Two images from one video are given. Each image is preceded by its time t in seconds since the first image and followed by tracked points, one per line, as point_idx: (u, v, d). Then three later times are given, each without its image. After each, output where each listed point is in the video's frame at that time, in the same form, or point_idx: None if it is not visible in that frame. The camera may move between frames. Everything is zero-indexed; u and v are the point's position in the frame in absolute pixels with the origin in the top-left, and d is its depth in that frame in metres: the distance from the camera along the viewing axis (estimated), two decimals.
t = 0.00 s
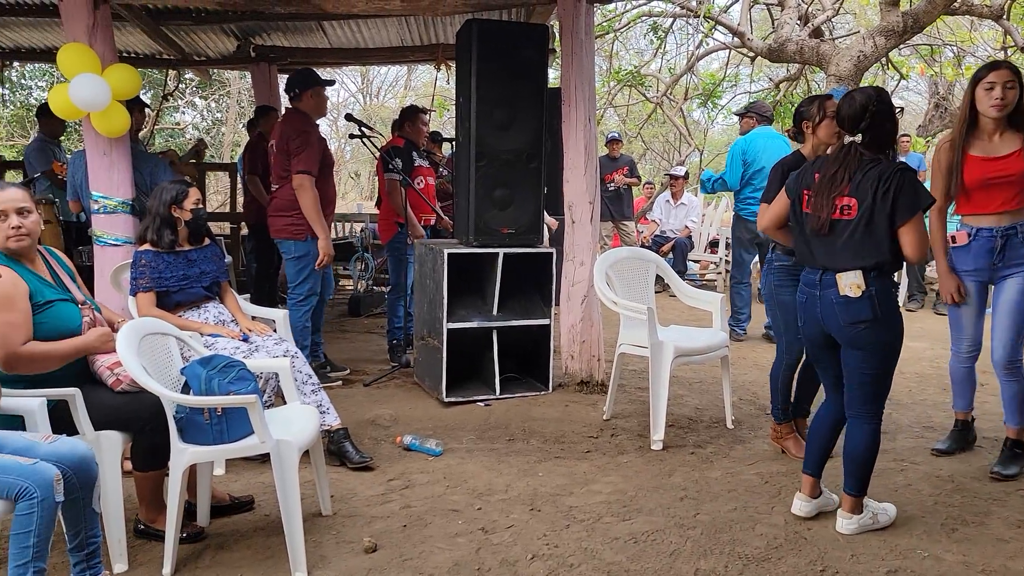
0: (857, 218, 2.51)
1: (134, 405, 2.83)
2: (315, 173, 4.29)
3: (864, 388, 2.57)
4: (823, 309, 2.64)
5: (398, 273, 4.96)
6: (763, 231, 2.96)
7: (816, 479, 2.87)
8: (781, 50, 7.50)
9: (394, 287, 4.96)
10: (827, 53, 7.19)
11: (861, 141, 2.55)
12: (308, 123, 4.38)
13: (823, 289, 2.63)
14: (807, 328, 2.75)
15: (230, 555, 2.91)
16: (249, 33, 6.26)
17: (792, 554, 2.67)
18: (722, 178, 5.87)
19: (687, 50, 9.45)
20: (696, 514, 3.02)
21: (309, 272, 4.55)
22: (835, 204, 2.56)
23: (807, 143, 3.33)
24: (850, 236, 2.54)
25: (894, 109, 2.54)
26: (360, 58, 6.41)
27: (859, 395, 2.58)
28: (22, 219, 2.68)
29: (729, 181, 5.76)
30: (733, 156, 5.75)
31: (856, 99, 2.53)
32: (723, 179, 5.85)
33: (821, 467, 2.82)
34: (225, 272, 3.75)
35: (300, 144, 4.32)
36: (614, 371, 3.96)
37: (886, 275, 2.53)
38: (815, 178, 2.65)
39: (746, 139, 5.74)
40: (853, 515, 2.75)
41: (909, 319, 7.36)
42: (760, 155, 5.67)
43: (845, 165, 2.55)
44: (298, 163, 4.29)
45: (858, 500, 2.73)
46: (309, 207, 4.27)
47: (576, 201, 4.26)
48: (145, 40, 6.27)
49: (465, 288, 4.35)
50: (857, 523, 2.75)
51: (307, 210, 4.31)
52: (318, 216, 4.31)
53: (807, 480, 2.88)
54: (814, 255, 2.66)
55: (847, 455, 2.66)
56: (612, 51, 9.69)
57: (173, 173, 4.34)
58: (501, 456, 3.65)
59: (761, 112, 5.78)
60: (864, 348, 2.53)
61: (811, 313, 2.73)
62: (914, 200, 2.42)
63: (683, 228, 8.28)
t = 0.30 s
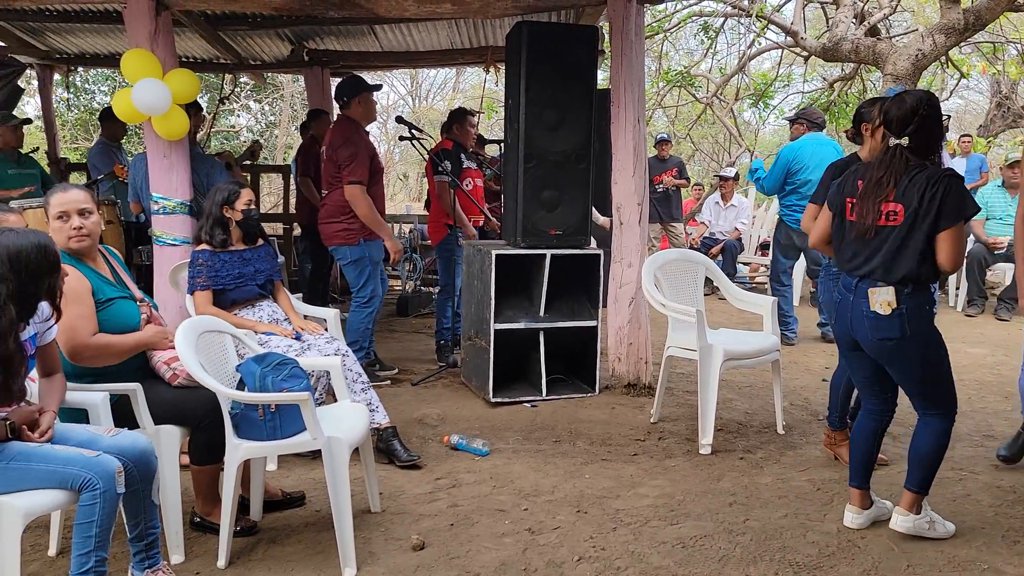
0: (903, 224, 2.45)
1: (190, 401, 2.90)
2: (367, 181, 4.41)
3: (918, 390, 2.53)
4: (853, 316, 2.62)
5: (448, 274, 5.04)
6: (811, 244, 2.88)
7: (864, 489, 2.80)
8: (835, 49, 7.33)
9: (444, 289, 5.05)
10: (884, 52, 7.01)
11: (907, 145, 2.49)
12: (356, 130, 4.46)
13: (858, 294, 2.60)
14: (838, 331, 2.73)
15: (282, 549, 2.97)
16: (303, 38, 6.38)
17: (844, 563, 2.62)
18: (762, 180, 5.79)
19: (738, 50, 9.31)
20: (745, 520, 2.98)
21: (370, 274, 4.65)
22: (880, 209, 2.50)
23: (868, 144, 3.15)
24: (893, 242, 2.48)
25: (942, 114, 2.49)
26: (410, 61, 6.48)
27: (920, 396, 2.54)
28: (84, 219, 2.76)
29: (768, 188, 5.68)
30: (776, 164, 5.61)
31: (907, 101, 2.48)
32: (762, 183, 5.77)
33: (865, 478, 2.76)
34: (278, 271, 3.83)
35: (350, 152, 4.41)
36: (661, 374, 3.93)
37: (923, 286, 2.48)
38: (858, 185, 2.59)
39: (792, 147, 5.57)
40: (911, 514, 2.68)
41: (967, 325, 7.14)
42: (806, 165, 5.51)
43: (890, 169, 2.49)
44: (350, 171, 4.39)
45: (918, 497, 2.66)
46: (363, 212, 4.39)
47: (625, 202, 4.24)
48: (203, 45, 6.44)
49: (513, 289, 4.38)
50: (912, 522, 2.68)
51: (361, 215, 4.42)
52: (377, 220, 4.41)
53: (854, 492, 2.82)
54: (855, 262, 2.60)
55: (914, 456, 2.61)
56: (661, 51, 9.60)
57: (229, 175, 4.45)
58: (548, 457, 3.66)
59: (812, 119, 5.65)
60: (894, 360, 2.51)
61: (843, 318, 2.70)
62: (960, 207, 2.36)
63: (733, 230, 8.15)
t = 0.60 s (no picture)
0: (971, 213, 2.40)
1: (236, 399, 2.95)
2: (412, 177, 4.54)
3: (960, 395, 2.48)
4: (915, 310, 2.54)
5: (485, 275, 5.07)
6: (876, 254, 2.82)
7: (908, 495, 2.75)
8: (883, 47, 7.17)
9: (482, 288, 5.09)
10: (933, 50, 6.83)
11: (958, 138, 2.45)
12: (393, 132, 4.53)
13: (922, 288, 2.52)
14: (890, 324, 2.65)
15: (323, 545, 3.01)
16: (346, 41, 6.46)
17: (890, 571, 2.57)
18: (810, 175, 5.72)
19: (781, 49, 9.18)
20: (788, 526, 2.94)
21: (399, 271, 4.67)
22: (941, 204, 2.45)
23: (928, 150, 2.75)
24: (962, 234, 2.43)
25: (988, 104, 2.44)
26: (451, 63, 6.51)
27: (956, 404, 2.49)
28: (127, 220, 2.82)
29: (818, 185, 5.62)
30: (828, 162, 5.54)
31: (950, 95, 2.43)
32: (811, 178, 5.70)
33: (909, 484, 2.71)
34: (321, 271, 3.89)
35: (390, 152, 4.51)
36: (701, 377, 3.89)
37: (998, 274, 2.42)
38: (913, 184, 2.55)
39: (846, 147, 5.51)
40: (951, 527, 2.65)
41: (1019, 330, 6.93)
42: (860, 165, 5.47)
43: (942, 162, 2.45)
44: (393, 170, 4.50)
45: (958, 511, 2.63)
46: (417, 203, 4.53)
47: (666, 204, 4.21)
48: (249, 49, 6.55)
49: (551, 290, 4.38)
50: (955, 535, 2.66)
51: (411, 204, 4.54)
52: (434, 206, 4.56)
53: (898, 498, 2.77)
54: (921, 261, 2.54)
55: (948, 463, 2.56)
56: (703, 51, 9.52)
57: (273, 176, 4.52)
58: (587, 459, 3.65)
59: (865, 119, 5.50)
60: (957, 358, 2.45)
61: (898, 309, 2.61)
62: None
63: (776, 231, 8.08)
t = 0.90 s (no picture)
0: (1001, 227, 2.36)
1: (261, 398, 2.98)
2: (423, 185, 4.48)
3: (1008, 404, 2.46)
4: (961, 330, 2.55)
5: (509, 276, 5.09)
6: (901, 255, 2.79)
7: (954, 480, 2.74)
8: (911, 47, 7.06)
9: (508, 289, 5.09)
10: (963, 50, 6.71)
11: (1001, 148, 2.42)
12: (415, 139, 4.54)
13: (958, 309, 2.54)
14: (945, 351, 2.67)
15: (347, 543, 3.03)
16: (370, 44, 6.50)
17: None
18: (844, 177, 5.68)
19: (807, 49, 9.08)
20: (813, 530, 2.91)
21: (433, 270, 4.69)
22: (972, 215, 2.42)
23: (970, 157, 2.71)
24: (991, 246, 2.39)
25: None
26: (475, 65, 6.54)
27: (1004, 409, 2.47)
28: (152, 221, 2.86)
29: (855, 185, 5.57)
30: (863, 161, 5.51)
31: (993, 106, 2.41)
32: (845, 180, 5.66)
33: (959, 466, 2.72)
34: (345, 272, 3.92)
35: (407, 157, 4.50)
36: (727, 380, 3.86)
37: None
38: (948, 191, 2.52)
39: (879, 145, 5.51)
40: (981, 534, 2.62)
41: None
42: (895, 163, 5.46)
43: (980, 173, 2.42)
44: (403, 178, 4.48)
45: (990, 518, 2.60)
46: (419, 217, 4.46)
47: (690, 206, 4.19)
48: (275, 52, 6.62)
49: (574, 292, 4.38)
50: (985, 542, 2.61)
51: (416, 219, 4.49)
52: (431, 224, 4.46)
53: (943, 479, 2.76)
54: (948, 270, 2.52)
55: (983, 472, 2.54)
56: (728, 52, 9.45)
57: (299, 178, 4.57)
58: (610, 461, 3.64)
59: (892, 117, 5.62)
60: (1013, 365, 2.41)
61: (947, 338, 2.64)
62: None
63: (802, 233, 8.02)
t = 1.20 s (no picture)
0: (1020, 228, 2.37)
1: (288, 398, 3.00)
2: (432, 181, 4.46)
3: None
4: (977, 321, 2.57)
5: (530, 276, 5.08)
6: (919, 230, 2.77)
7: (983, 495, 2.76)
8: (943, 46, 6.94)
9: (527, 289, 5.10)
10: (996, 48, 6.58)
11: None
12: (438, 134, 4.54)
13: (978, 301, 2.56)
14: (964, 340, 2.71)
15: (372, 542, 3.05)
16: (396, 46, 6.53)
17: None
18: (885, 184, 5.57)
19: (834, 48, 8.96)
20: (841, 534, 2.87)
21: (453, 270, 4.73)
22: (999, 212, 2.40)
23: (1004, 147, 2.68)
24: (1011, 245, 2.40)
25: None
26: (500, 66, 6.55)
27: None
28: (186, 222, 2.90)
29: (903, 191, 5.49)
30: (910, 166, 5.48)
31: None
32: (889, 186, 5.55)
33: (987, 482, 2.71)
34: (371, 272, 3.94)
35: (429, 154, 4.50)
36: (753, 382, 3.82)
37: None
38: (979, 185, 2.49)
39: (920, 151, 5.51)
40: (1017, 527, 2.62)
41: None
42: (934, 170, 5.55)
43: (1016, 169, 2.37)
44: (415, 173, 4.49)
45: None
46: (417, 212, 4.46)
47: (716, 206, 4.17)
48: (302, 55, 6.68)
49: (599, 293, 4.37)
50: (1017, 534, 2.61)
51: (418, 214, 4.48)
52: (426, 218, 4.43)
53: (972, 495, 2.78)
54: (972, 264, 2.54)
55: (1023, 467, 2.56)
56: (754, 52, 9.37)
57: (325, 179, 4.61)
58: (634, 463, 3.62)
59: (919, 123, 5.56)
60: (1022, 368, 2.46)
61: (967, 324, 2.67)
62: None
63: (830, 233, 7.97)
